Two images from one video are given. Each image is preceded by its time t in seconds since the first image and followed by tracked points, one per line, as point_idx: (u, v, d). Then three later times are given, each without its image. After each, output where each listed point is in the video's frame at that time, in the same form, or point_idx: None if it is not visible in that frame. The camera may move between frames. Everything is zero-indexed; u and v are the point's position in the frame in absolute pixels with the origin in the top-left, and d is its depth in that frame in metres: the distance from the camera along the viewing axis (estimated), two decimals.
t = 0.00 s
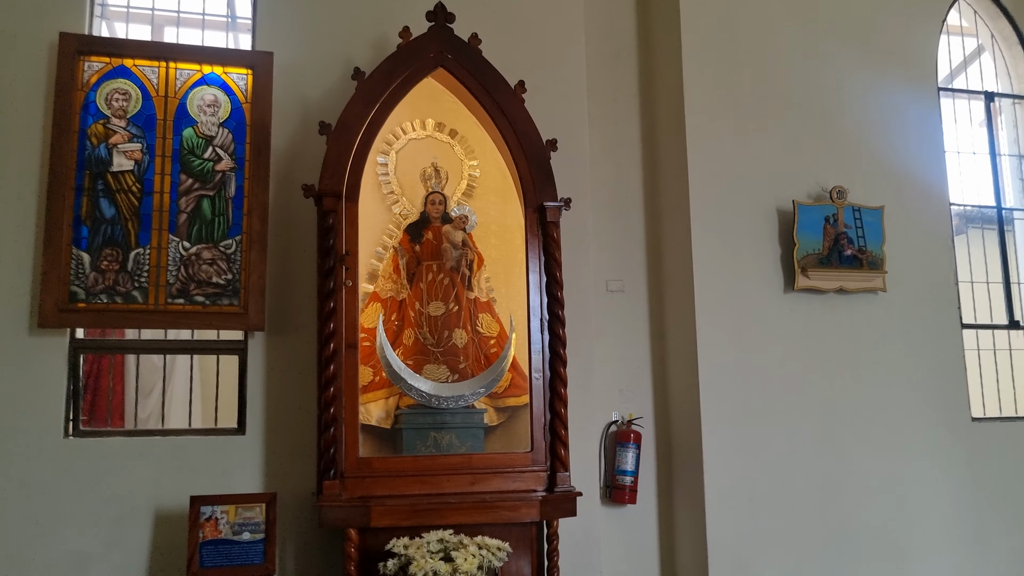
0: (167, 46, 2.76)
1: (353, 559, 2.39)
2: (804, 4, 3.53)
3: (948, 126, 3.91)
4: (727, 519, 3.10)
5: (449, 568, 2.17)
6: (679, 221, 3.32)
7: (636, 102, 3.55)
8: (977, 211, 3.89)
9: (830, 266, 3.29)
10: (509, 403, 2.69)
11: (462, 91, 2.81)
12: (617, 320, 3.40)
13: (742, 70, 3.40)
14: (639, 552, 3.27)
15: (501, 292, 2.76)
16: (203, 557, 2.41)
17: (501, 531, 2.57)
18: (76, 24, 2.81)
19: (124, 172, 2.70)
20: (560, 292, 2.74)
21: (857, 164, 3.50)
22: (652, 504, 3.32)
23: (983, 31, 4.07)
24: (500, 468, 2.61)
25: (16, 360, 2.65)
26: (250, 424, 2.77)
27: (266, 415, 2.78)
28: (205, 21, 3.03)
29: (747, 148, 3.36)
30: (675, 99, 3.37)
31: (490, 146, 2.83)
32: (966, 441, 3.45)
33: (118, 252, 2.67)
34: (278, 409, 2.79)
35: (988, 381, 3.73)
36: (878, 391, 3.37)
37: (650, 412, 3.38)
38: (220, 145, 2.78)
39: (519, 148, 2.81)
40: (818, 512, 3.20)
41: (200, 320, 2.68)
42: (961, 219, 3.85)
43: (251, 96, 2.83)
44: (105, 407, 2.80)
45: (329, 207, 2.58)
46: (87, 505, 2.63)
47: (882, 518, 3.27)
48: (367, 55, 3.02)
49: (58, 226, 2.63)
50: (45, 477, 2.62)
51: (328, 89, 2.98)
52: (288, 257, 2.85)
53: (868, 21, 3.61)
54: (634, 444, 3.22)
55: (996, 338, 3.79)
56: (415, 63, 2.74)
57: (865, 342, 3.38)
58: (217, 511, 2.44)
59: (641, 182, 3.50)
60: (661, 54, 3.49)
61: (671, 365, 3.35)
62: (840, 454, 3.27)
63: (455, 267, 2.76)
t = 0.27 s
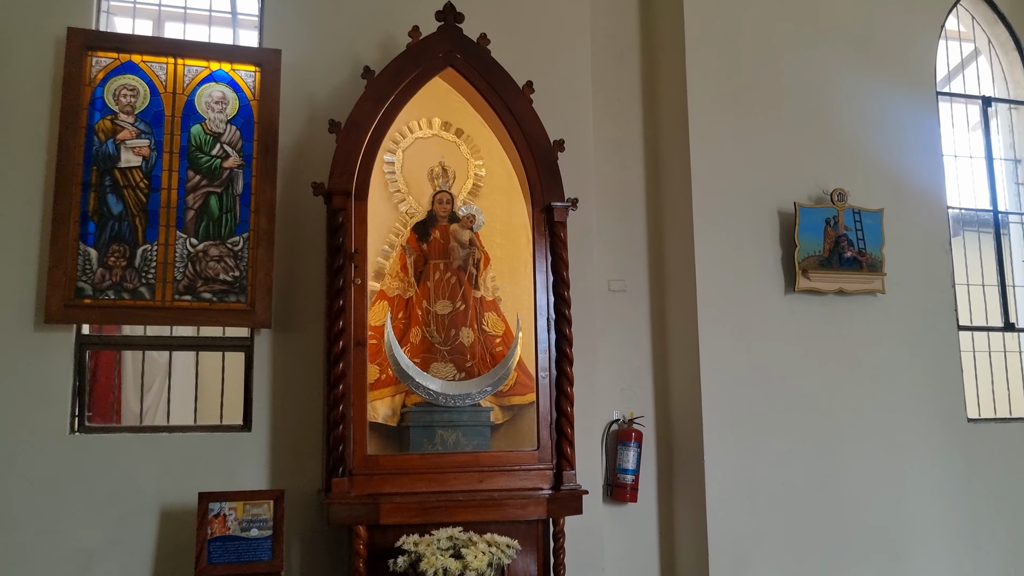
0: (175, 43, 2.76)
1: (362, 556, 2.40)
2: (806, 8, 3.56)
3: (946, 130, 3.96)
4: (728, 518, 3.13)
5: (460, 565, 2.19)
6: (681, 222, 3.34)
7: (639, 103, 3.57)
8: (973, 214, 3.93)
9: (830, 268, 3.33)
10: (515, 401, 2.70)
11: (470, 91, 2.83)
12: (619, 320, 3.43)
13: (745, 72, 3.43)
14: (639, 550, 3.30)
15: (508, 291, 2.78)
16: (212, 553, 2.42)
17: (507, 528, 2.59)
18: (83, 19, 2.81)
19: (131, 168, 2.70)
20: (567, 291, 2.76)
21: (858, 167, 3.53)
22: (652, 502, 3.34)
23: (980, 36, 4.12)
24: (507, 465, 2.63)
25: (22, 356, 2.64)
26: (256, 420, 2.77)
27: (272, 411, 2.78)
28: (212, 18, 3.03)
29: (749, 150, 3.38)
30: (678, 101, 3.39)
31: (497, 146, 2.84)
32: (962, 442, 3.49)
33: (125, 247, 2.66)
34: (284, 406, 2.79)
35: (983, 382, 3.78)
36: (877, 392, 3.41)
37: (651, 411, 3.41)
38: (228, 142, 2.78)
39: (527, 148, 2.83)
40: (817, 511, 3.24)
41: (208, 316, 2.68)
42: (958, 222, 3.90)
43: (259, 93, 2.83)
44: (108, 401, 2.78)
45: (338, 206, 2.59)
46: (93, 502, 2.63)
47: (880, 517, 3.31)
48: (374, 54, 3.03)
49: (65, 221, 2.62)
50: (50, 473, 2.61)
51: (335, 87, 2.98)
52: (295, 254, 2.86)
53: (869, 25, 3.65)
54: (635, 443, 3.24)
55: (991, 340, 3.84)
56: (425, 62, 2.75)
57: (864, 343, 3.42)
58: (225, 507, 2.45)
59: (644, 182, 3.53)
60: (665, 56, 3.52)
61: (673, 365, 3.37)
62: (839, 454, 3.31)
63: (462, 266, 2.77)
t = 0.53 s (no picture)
0: (190, 38, 2.78)
1: (372, 549, 2.43)
2: (815, 11, 3.58)
3: (951, 134, 3.99)
4: (731, 517, 3.16)
5: (470, 560, 2.21)
6: (689, 223, 3.36)
7: (648, 104, 3.59)
8: (977, 219, 3.96)
9: (836, 270, 3.35)
10: (523, 398, 2.73)
11: (482, 90, 2.85)
12: (625, 319, 3.45)
13: (754, 74, 3.45)
14: (642, 547, 3.33)
15: (517, 289, 2.80)
16: (223, 545, 2.44)
17: (516, 523, 2.62)
18: (99, 13, 2.82)
19: (146, 162, 2.72)
20: (577, 290, 2.78)
21: (864, 170, 3.56)
22: (656, 500, 3.37)
23: (986, 42, 4.14)
24: (515, 461, 2.66)
25: (35, 347, 2.66)
26: (267, 414, 2.79)
27: (282, 405, 2.80)
28: (226, 13, 3.03)
29: (757, 151, 3.41)
30: (687, 102, 3.41)
31: (508, 145, 2.87)
32: (963, 445, 3.52)
33: (139, 241, 2.68)
34: (294, 400, 2.82)
35: (985, 385, 3.82)
36: (880, 394, 3.43)
37: (656, 410, 3.43)
38: (241, 137, 2.80)
39: (538, 147, 2.85)
40: (820, 511, 3.27)
41: (220, 310, 2.70)
42: (962, 227, 3.93)
43: (273, 89, 2.84)
44: (118, 392, 2.79)
45: (352, 202, 2.60)
46: (104, 492, 2.65)
47: (881, 518, 3.34)
48: (387, 51, 3.05)
49: (80, 214, 2.64)
50: (62, 464, 2.63)
51: (347, 83, 3.00)
52: (306, 250, 2.88)
53: (877, 29, 3.67)
54: (640, 442, 3.27)
55: (993, 344, 3.87)
56: (438, 61, 2.76)
57: (868, 345, 3.45)
58: (237, 500, 2.48)
59: (652, 183, 3.55)
60: (674, 57, 3.54)
61: (678, 365, 3.40)
62: (842, 455, 3.34)
63: (473, 263, 2.79)
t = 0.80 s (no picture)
0: (201, 34, 2.80)
1: (376, 543, 2.45)
2: (822, 15, 3.60)
3: (956, 139, 4.01)
4: (731, 517, 3.18)
5: (472, 555, 2.24)
6: (693, 224, 3.38)
7: (654, 104, 3.61)
8: (980, 223, 3.98)
9: (838, 273, 3.37)
10: (526, 396, 2.75)
11: (490, 89, 2.87)
12: (628, 319, 3.46)
13: (759, 76, 3.47)
14: (642, 546, 3.35)
15: (522, 288, 2.82)
16: (227, 537, 2.46)
17: (518, 520, 2.64)
18: (110, 7, 2.84)
19: (156, 157, 2.74)
20: (581, 290, 2.80)
21: (868, 173, 3.57)
22: (656, 499, 3.39)
23: (992, 47, 4.15)
24: (517, 458, 2.68)
25: (44, 339, 2.68)
26: (272, 409, 2.81)
27: (287, 400, 2.83)
28: (237, 9, 3.05)
29: (761, 153, 3.42)
30: (693, 104, 3.43)
31: (514, 144, 2.89)
32: (963, 448, 3.54)
33: (148, 235, 2.71)
34: (299, 395, 2.84)
35: (985, 389, 3.84)
36: (880, 396, 3.45)
37: (657, 409, 3.45)
38: (251, 133, 2.83)
39: (545, 147, 2.87)
40: (819, 512, 3.29)
41: (227, 305, 2.72)
42: (965, 231, 3.94)
43: (282, 86, 2.87)
44: (123, 383, 2.84)
45: (360, 199, 2.63)
46: (110, 483, 2.67)
47: (880, 520, 3.36)
48: (395, 50, 3.07)
49: (90, 207, 2.67)
50: (69, 455, 2.66)
51: (356, 81, 3.02)
52: (313, 246, 2.90)
53: (883, 33, 3.69)
54: (641, 441, 3.29)
55: (994, 348, 3.89)
56: (447, 60, 2.79)
57: (869, 348, 3.47)
58: (242, 493, 2.50)
59: (656, 183, 3.56)
60: (680, 58, 3.55)
61: (680, 365, 3.42)
62: (842, 457, 3.36)
63: (478, 261, 2.81)
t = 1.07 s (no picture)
0: (214, 32, 2.83)
1: (382, 538, 2.47)
2: (831, 15, 3.60)
3: (964, 139, 4.01)
4: (735, 515, 3.20)
5: (478, 550, 2.27)
6: (700, 223, 3.39)
7: (662, 103, 3.62)
8: (988, 224, 3.98)
9: (845, 273, 3.38)
10: (532, 393, 2.77)
11: (499, 88, 2.89)
12: (634, 317, 3.48)
13: (768, 76, 3.47)
14: (647, 542, 3.37)
15: (529, 285, 2.84)
16: (236, 530, 2.48)
17: (523, 516, 2.66)
18: (124, 5, 2.87)
19: (168, 153, 2.77)
20: (588, 288, 2.82)
21: (876, 173, 3.58)
22: (661, 497, 3.41)
23: (1002, 47, 4.15)
24: (523, 455, 2.70)
25: (56, 332, 2.72)
26: (280, 403, 2.84)
27: (296, 395, 2.86)
28: (249, 7, 3.07)
29: (769, 153, 3.43)
30: (701, 103, 3.44)
31: (522, 143, 2.90)
32: (968, 448, 3.54)
33: (160, 230, 2.74)
34: (308, 389, 2.87)
35: (991, 390, 3.84)
36: (886, 396, 3.46)
37: (663, 407, 3.46)
38: (261, 130, 2.85)
39: (553, 146, 2.89)
40: (823, 511, 3.30)
41: (237, 300, 2.75)
42: (973, 231, 3.95)
43: (293, 84, 2.89)
44: (133, 376, 2.86)
45: (370, 196, 2.65)
46: (121, 476, 2.71)
47: (884, 519, 3.37)
48: (405, 48, 3.09)
49: (103, 202, 2.70)
50: (81, 447, 2.69)
51: (366, 79, 3.04)
52: (323, 242, 2.93)
53: (892, 34, 3.69)
54: (646, 438, 3.31)
55: (1000, 349, 3.89)
56: (457, 58, 2.80)
57: (875, 348, 3.47)
58: (251, 486, 2.53)
59: (664, 182, 3.57)
60: (689, 57, 3.56)
61: (686, 363, 3.43)
62: (847, 456, 3.36)
63: (486, 259, 2.83)
